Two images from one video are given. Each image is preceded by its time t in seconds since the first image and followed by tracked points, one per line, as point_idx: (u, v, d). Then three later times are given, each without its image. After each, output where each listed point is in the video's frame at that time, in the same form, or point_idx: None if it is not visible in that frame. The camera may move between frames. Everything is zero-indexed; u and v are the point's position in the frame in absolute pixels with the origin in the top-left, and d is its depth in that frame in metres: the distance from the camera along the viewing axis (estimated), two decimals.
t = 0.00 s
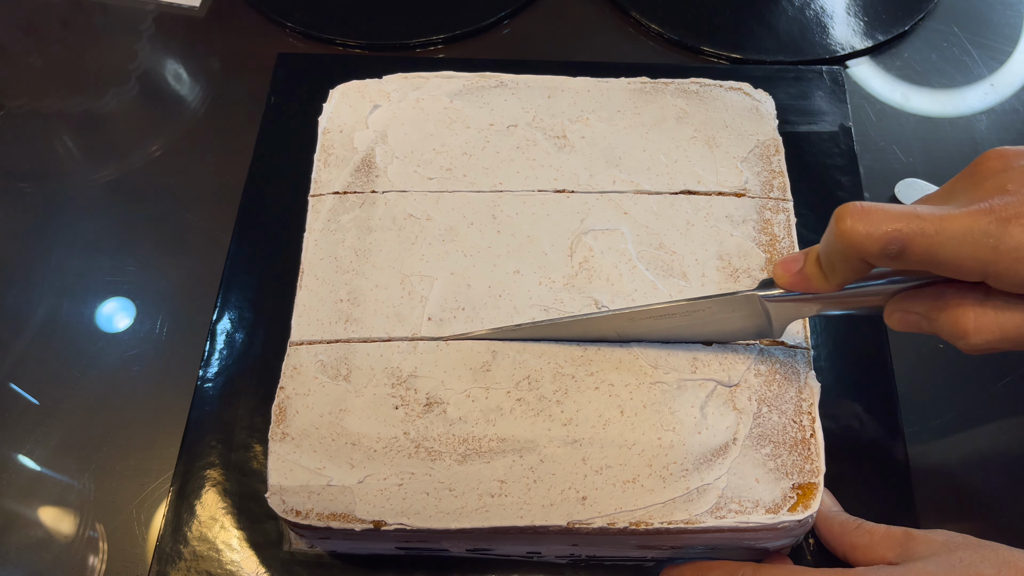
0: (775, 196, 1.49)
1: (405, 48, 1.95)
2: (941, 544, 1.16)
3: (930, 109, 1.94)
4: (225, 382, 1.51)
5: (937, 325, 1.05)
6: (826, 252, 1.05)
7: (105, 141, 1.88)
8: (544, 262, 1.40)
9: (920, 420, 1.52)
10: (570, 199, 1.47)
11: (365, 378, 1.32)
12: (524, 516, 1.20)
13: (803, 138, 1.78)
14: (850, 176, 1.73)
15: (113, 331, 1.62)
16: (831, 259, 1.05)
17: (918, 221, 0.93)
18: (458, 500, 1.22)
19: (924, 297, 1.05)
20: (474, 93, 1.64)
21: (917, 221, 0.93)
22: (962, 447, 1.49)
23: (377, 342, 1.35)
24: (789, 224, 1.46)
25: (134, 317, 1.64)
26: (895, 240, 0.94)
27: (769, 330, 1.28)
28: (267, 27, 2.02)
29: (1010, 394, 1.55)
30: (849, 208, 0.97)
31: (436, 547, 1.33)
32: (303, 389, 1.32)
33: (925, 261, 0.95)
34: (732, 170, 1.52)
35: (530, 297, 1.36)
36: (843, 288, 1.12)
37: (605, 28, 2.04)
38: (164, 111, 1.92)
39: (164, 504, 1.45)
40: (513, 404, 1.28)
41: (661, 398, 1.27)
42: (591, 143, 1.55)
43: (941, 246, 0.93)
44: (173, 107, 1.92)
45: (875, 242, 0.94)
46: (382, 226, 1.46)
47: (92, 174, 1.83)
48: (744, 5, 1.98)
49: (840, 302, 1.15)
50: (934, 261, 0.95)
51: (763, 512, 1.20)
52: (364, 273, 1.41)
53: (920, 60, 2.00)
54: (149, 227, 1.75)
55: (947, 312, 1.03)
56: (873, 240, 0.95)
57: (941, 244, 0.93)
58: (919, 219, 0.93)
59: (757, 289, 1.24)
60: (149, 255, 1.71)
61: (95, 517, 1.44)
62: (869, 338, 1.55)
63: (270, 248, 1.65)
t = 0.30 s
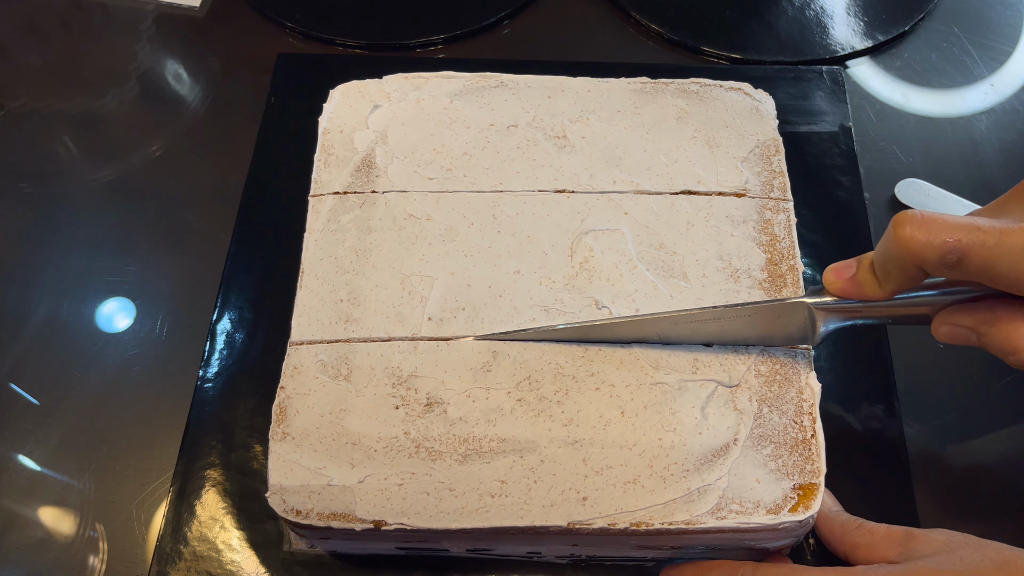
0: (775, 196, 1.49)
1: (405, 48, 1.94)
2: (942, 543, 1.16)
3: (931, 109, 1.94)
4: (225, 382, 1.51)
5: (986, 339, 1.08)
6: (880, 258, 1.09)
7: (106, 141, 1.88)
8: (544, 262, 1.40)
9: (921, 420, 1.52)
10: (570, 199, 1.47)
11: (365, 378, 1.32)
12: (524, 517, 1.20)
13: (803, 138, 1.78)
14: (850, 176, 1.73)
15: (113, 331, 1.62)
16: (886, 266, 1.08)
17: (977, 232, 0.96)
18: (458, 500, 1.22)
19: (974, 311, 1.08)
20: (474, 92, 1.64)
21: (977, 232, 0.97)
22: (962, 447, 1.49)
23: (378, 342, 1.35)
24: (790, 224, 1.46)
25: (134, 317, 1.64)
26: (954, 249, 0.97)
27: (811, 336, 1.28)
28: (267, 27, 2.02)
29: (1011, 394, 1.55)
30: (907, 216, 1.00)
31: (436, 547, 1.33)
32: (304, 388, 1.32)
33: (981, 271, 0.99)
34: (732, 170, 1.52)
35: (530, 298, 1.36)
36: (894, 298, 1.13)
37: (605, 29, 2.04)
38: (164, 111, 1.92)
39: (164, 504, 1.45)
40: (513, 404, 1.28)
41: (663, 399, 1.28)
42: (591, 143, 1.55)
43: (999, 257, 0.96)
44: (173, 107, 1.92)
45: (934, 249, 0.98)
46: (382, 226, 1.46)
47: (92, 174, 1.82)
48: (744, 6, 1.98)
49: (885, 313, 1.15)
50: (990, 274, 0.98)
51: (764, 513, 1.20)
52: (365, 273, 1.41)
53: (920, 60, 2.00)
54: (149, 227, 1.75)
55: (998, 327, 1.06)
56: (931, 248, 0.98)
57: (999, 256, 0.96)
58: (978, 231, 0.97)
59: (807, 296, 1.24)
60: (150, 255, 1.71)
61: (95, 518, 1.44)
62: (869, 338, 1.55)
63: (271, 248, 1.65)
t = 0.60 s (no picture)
0: (775, 195, 1.49)
1: (405, 48, 1.94)
2: (943, 542, 1.17)
3: (931, 109, 1.94)
4: (225, 382, 1.51)
5: (996, 354, 1.13)
6: (905, 263, 1.13)
7: (106, 141, 1.88)
8: (544, 262, 1.40)
9: (921, 419, 1.52)
10: (570, 199, 1.47)
11: (366, 378, 1.32)
12: (525, 517, 1.20)
13: (803, 138, 1.78)
14: (850, 176, 1.74)
15: (113, 331, 1.62)
16: (910, 270, 1.13)
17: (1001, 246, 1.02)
18: (458, 500, 1.22)
19: (988, 327, 1.13)
20: (474, 92, 1.64)
21: (1001, 246, 1.02)
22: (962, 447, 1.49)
23: (378, 341, 1.35)
24: (790, 224, 1.46)
25: (134, 317, 1.64)
26: (975, 258, 1.03)
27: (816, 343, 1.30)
28: (267, 27, 2.02)
29: (1011, 393, 1.55)
30: (935, 223, 1.07)
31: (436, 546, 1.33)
32: (304, 388, 1.32)
33: (1000, 285, 1.04)
34: (732, 170, 1.52)
35: (531, 298, 1.36)
36: (913, 308, 1.17)
37: (605, 29, 2.04)
38: (165, 111, 1.92)
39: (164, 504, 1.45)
40: (514, 404, 1.28)
41: (663, 400, 1.28)
42: (591, 143, 1.55)
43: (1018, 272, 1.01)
44: (173, 107, 1.92)
45: (956, 256, 1.04)
46: (382, 226, 1.46)
47: (92, 174, 1.82)
48: (744, 6, 1.98)
49: (903, 323, 1.19)
50: (1008, 288, 1.03)
51: (765, 513, 1.21)
52: (365, 273, 1.41)
53: (920, 60, 2.00)
54: (150, 227, 1.75)
55: (1008, 344, 1.11)
56: (954, 254, 1.04)
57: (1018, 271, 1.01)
58: (1003, 245, 1.02)
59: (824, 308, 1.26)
60: (150, 255, 1.71)
61: (95, 517, 1.44)
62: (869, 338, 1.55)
63: (271, 248, 1.65)
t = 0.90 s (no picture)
0: (775, 196, 1.49)
1: (405, 48, 1.94)
2: (945, 538, 1.16)
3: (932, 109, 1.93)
4: (225, 382, 1.51)
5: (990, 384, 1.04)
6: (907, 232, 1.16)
7: (106, 141, 1.87)
8: (544, 263, 1.40)
9: (922, 418, 1.51)
10: (570, 200, 1.47)
11: (365, 379, 1.32)
12: (524, 519, 1.20)
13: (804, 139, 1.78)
14: (850, 177, 1.73)
15: (113, 331, 1.62)
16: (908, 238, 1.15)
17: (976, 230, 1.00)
18: (458, 502, 1.22)
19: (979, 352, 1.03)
20: (475, 90, 1.63)
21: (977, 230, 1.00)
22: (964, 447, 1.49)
23: (377, 342, 1.35)
24: (790, 225, 1.46)
25: (134, 317, 1.64)
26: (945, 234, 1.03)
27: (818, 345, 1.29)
28: (267, 27, 2.02)
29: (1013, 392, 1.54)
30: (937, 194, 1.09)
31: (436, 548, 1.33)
32: (304, 389, 1.32)
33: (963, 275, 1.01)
34: (732, 170, 1.51)
35: (530, 300, 1.36)
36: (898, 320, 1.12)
37: (605, 29, 2.03)
38: (165, 111, 1.92)
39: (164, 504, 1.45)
40: (513, 406, 1.28)
41: (663, 403, 1.27)
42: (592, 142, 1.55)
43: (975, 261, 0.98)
44: (173, 107, 1.92)
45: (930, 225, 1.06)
46: (382, 226, 1.45)
47: (92, 174, 1.82)
48: (745, 6, 1.97)
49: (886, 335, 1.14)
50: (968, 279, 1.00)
51: (763, 519, 1.21)
52: (365, 273, 1.41)
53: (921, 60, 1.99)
54: (150, 227, 1.75)
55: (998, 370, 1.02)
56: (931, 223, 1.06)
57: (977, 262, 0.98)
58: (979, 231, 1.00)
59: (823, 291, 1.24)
60: (150, 254, 1.71)
61: (95, 518, 1.44)
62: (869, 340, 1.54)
63: (272, 247, 1.65)
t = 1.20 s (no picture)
0: (776, 196, 1.49)
1: (405, 48, 1.94)
2: (944, 537, 1.16)
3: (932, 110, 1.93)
4: (225, 382, 1.51)
5: None
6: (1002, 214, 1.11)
7: (106, 141, 1.87)
8: (544, 263, 1.40)
9: (922, 417, 1.51)
10: (570, 200, 1.47)
11: (365, 379, 1.32)
12: (524, 519, 1.20)
13: (803, 138, 1.78)
14: (850, 177, 1.73)
15: (113, 331, 1.62)
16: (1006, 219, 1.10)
17: None
18: (458, 502, 1.22)
19: None
20: (475, 90, 1.63)
21: None
22: (962, 448, 1.48)
23: (378, 342, 1.35)
24: (790, 224, 1.46)
25: (134, 317, 1.64)
26: None
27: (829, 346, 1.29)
28: (267, 27, 2.02)
29: (1013, 392, 1.54)
30: None
31: (436, 548, 1.33)
32: (304, 389, 1.32)
33: None
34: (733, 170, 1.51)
35: (530, 300, 1.36)
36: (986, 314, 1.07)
37: (605, 29, 2.03)
38: (165, 111, 1.92)
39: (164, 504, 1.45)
40: (513, 406, 1.28)
41: (663, 403, 1.27)
42: (592, 142, 1.55)
43: None
44: (173, 107, 1.92)
45: None
46: (383, 226, 1.45)
47: (93, 174, 1.82)
48: (745, 6, 1.97)
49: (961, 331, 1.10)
50: None
51: (763, 519, 1.21)
52: (365, 273, 1.41)
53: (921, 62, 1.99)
54: (150, 227, 1.75)
55: None
56: None
57: None
58: None
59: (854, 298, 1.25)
60: (150, 254, 1.71)
61: (95, 518, 1.44)
62: (870, 340, 1.54)
63: (272, 247, 1.65)
